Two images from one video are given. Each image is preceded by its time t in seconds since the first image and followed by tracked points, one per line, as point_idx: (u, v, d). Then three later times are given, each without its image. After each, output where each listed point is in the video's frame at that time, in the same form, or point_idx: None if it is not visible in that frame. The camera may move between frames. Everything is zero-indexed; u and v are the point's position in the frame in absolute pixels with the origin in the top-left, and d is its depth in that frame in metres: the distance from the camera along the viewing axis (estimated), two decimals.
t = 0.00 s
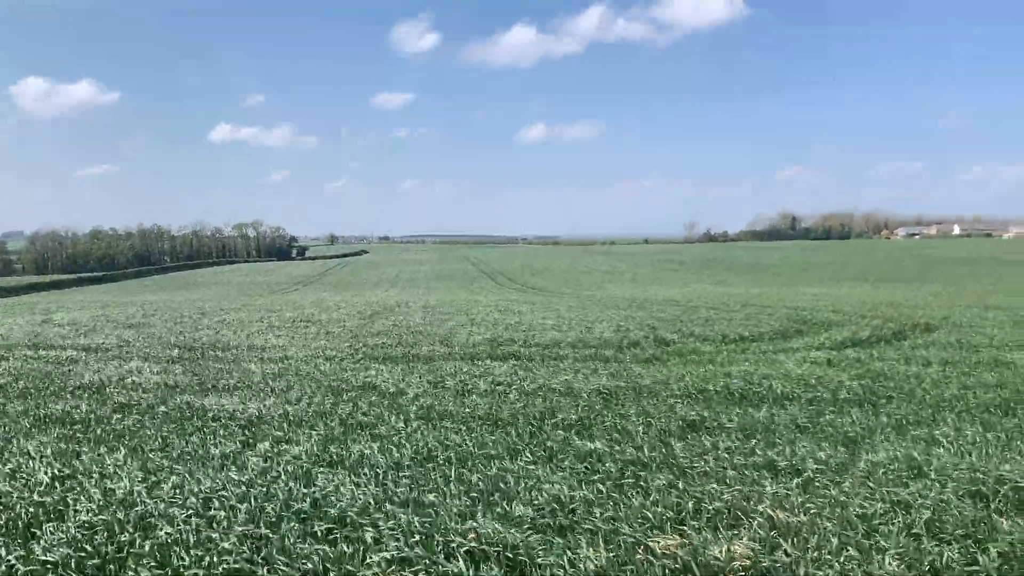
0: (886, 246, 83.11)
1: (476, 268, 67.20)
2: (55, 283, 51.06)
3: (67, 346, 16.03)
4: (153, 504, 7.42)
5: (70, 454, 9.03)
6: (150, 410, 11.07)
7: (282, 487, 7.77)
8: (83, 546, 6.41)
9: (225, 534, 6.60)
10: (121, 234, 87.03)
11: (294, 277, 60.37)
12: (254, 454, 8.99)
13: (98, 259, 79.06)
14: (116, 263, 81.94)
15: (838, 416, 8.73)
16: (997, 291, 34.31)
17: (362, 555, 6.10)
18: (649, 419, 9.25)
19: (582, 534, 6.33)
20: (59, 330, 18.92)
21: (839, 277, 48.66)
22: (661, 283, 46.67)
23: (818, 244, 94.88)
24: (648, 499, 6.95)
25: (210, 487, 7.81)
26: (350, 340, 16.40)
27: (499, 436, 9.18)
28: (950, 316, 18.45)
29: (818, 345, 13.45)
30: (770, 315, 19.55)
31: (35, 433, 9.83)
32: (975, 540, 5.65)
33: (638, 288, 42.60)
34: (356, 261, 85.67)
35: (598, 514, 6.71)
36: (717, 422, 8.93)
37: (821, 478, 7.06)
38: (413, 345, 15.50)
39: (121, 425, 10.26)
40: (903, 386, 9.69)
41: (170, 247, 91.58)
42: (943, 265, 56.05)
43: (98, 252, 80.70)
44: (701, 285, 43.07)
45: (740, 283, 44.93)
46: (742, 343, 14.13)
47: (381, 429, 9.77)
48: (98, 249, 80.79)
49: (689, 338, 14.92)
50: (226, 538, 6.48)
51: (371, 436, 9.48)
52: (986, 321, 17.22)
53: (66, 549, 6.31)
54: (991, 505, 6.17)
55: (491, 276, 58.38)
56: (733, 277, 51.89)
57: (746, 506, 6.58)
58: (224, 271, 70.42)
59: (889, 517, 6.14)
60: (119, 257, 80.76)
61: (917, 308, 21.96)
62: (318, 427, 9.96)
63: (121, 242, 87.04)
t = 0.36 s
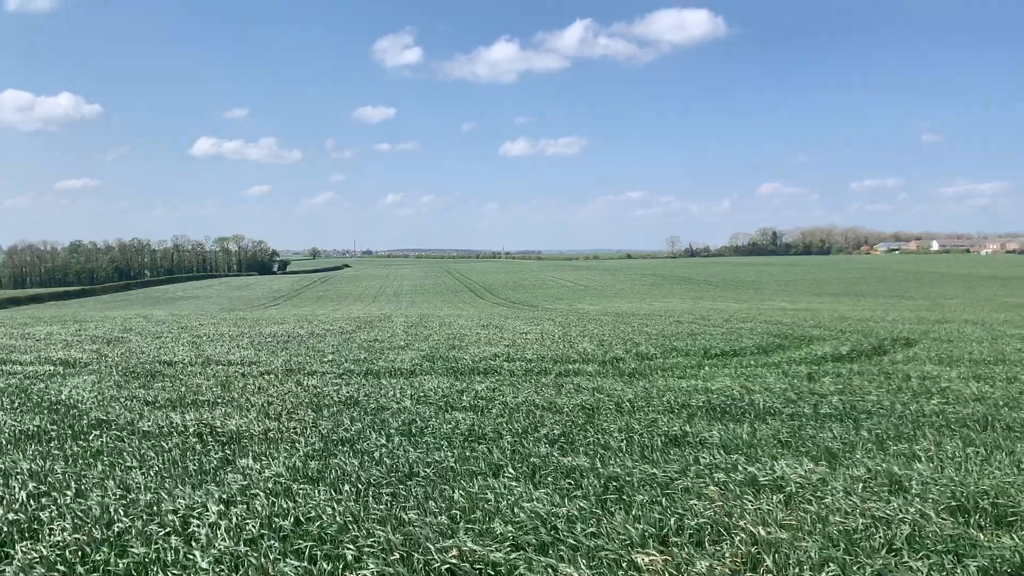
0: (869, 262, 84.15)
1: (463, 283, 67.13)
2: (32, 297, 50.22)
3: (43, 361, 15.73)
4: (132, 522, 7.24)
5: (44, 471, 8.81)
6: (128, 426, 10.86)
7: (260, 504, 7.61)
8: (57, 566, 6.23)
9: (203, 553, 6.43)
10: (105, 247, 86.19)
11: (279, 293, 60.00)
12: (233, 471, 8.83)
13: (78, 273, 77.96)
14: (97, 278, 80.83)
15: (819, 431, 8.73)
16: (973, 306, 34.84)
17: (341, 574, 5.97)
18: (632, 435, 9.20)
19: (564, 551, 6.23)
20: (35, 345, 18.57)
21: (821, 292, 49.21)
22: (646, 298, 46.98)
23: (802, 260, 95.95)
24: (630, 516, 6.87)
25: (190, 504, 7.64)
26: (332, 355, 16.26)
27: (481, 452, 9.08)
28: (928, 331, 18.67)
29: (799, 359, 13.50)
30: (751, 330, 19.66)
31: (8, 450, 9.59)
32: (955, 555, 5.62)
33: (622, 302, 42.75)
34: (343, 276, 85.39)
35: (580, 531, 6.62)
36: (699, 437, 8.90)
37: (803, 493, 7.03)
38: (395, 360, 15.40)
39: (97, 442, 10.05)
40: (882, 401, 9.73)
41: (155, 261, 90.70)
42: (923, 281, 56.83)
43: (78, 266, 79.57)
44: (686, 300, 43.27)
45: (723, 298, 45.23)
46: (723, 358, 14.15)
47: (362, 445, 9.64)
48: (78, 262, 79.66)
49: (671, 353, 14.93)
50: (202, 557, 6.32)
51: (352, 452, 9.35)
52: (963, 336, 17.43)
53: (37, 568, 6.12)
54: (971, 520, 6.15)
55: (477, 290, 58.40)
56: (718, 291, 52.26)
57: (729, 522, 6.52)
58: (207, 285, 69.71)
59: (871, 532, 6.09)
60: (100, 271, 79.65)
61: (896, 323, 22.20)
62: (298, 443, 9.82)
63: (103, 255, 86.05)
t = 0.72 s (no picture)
0: (851, 278, 84.94)
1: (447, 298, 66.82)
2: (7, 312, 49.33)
3: (19, 377, 15.44)
4: (109, 540, 7.07)
5: (19, 489, 8.60)
6: (106, 443, 10.66)
7: (239, 522, 7.46)
8: None
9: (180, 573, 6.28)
10: (86, 261, 85.15)
11: (262, 308, 59.41)
12: (213, 488, 8.67)
13: (57, 287, 76.75)
14: (76, 292, 79.62)
15: (801, 447, 8.72)
16: (950, 322, 35.24)
17: None
18: (615, 451, 9.15)
19: (547, 569, 6.14)
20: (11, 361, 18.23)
21: (804, 308, 49.52)
22: (630, 313, 46.99)
23: (786, 276, 96.63)
24: (613, 533, 6.80)
25: (167, 522, 7.48)
26: (315, 371, 16.10)
27: (464, 469, 8.99)
28: (907, 347, 18.85)
29: (781, 375, 13.55)
30: (733, 345, 19.73)
31: None
32: (937, 571, 5.59)
33: (606, 318, 42.77)
34: (327, 291, 84.73)
35: (562, 548, 6.53)
36: (682, 453, 8.86)
37: (786, 510, 6.99)
38: (378, 376, 15.27)
39: (74, 460, 9.85)
40: (863, 416, 9.76)
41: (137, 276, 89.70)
42: (904, 296, 57.47)
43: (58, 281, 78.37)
44: (670, 316, 43.34)
45: (706, 313, 45.42)
46: (706, 374, 14.17)
47: (344, 462, 9.51)
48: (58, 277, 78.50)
49: (654, 369, 14.94)
50: None
51: (333, 470, 9.22)
52: (941, 352, 17.60)
53: None
54: (952, 535, 6.14)
55: (462, 306, 58.19)
56: (701, 307, 52.41)
57: (712, 539, 6.47)
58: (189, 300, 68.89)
59: (853, 548, 6.06)
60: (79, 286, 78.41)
61: (875, 339, 22.37)
62: (279, 461, 9.67)
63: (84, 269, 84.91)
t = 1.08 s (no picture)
0: (834, 295, 85.65)
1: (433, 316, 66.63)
2: None
3: None
4: (84, 563, 6.87)
5: None
6: (85, 464, 10.44)
7: (217, 543, 7.29)
8: None
9: None
10: (68, 279, 84.01)
11: (246, 326, 58.71)
12: (192, 509, 8.48)
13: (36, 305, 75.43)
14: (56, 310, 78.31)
15: (785, 463, 8.70)
16: (930, 338, 35.52)
17: None
18: (599, 469, 9.07)
19: None
20: None
21: (788, 325, 49.77)
22: (615, 331, 47.00)
23: (772, 293, 97.35)
24: (596, 552, 6.71)
25: (144, 544, 7.28)
26: (298, 389, 15.92)
27: (447, 488, 8.86)
28: (888, 364, 18.99)
29: (764, 392, 13.56)
30: (717, 362, 19.76)
31: None
32: None
33: (592, 335, 42.76)
34: (313, 309, 84.10)
35: (545, 567, 6.42)
36: (667, 471, 8.80)
37: (771, 527, 6.94)
38: (361, 394, 15.12)
39: (51, 480, 9.62)
40: (846, 433, 9.78)
41: (119, 292, 88.59)
42: (886, 314, 57.94)
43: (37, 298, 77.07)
44: (655, 333, 43.33)
45: (691, 331, 45.54)
46: (690, 391, 14.15)
47: (326, 482, 9.35)
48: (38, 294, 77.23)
49: (638, 386, 14.91)
50: None
51: (315, 489, 9.07)
52: (921, 368, 17.75)
53: None
54: (935, 552, 6.10)
55: (448, 323, 57.91)
56: (686, 324, 52.50)
57: (697, 557, 6.39)
58: (171, 319, 68.01)
59: (838, 565, 6.00)
60: (59, 303, 77.19)
61: (857, 355, 22.47)
62: (261, 480, 9.51)
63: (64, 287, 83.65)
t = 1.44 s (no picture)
0: (821, 311, 85.86)
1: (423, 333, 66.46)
2: None
3: None
4: None
5: None
6: (68, 483, 10.28)
7: (200, 563, 7.17)
8: None
9: None
10: (54, 296, 83.18)
11: (234, 343, 58.27)
12: (176, 528, 8.34)
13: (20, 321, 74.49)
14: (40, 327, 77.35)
15: (773, 480, 8.68)
16: (913, 354, 35.64)
17: None
18: (588, 486, 9.01)
19: None
20: None
21: (775, 341, 49.87)
22: (602, 346, 46.90)
23: (759, 309, 97.56)
24: (584, 569, 6.64)
25: (127, 564, 7.15)
26: (285, 407, 15.78)
27: (435, 506, 8.78)
28: (874, 380, 19.05)
29: (751, 408, 13.57)
30: (705, 378, 19.76)
31: None
32: None
33: (580, 351, 42.75)
34: (300, 326, 83.42)
35: None
36: (655, 487, 8.76)
37: (759, 544, 6.89)
38: (348, 411, 15.00)
39: (34, 499, 9.46)
40: (832, 449, 9.79)
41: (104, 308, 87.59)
42: (872, 329, 58.17)
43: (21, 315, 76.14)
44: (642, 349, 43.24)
45: (679, 347, 45.65)
46: (678, 407, 14.14)
47: (312, 501, 9.24)
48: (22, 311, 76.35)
49: (626, 403, 14.87)
50: None
51: (302, 508, 8.96)
52: (907, 384, 17.81)
53: None
54: (922, 567, 6.07)
55: (436, 340, 57.58)
56: (675, 340, 52.66)
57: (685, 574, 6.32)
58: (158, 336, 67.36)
59: None
60: (44, 319, 76.26)
61: (843, 372, 22.52)
62: (247, 499, 9.38)
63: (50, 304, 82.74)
